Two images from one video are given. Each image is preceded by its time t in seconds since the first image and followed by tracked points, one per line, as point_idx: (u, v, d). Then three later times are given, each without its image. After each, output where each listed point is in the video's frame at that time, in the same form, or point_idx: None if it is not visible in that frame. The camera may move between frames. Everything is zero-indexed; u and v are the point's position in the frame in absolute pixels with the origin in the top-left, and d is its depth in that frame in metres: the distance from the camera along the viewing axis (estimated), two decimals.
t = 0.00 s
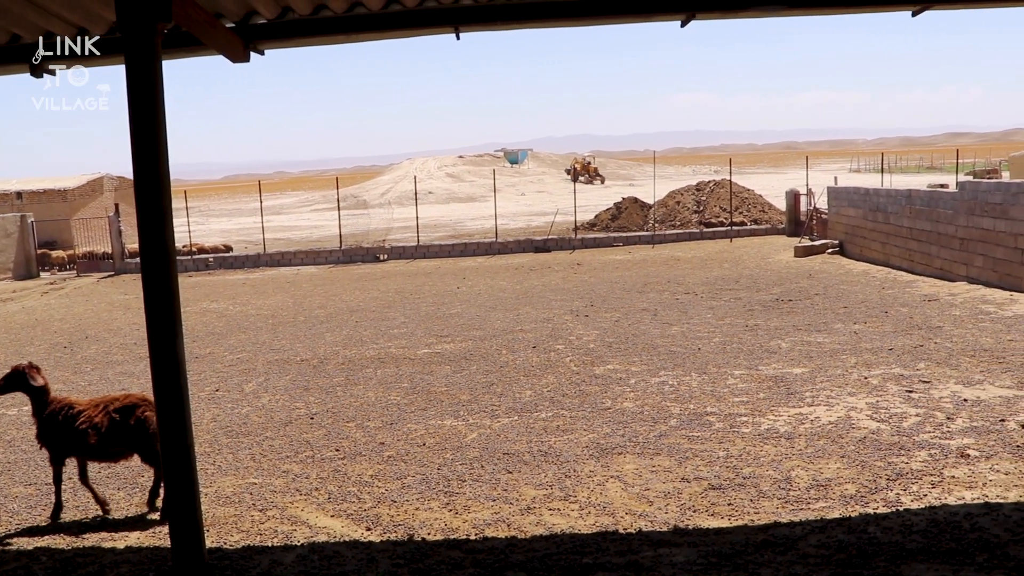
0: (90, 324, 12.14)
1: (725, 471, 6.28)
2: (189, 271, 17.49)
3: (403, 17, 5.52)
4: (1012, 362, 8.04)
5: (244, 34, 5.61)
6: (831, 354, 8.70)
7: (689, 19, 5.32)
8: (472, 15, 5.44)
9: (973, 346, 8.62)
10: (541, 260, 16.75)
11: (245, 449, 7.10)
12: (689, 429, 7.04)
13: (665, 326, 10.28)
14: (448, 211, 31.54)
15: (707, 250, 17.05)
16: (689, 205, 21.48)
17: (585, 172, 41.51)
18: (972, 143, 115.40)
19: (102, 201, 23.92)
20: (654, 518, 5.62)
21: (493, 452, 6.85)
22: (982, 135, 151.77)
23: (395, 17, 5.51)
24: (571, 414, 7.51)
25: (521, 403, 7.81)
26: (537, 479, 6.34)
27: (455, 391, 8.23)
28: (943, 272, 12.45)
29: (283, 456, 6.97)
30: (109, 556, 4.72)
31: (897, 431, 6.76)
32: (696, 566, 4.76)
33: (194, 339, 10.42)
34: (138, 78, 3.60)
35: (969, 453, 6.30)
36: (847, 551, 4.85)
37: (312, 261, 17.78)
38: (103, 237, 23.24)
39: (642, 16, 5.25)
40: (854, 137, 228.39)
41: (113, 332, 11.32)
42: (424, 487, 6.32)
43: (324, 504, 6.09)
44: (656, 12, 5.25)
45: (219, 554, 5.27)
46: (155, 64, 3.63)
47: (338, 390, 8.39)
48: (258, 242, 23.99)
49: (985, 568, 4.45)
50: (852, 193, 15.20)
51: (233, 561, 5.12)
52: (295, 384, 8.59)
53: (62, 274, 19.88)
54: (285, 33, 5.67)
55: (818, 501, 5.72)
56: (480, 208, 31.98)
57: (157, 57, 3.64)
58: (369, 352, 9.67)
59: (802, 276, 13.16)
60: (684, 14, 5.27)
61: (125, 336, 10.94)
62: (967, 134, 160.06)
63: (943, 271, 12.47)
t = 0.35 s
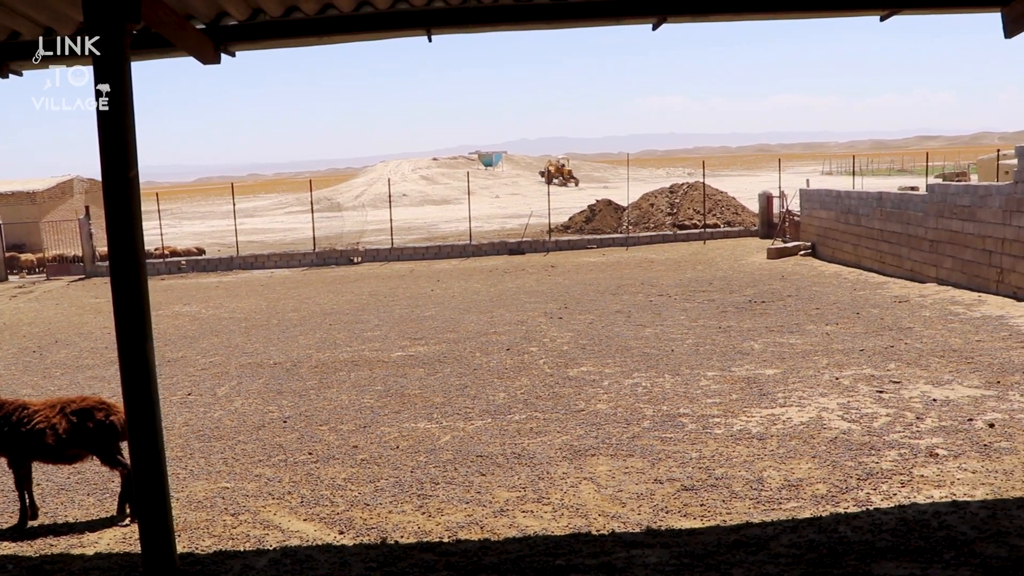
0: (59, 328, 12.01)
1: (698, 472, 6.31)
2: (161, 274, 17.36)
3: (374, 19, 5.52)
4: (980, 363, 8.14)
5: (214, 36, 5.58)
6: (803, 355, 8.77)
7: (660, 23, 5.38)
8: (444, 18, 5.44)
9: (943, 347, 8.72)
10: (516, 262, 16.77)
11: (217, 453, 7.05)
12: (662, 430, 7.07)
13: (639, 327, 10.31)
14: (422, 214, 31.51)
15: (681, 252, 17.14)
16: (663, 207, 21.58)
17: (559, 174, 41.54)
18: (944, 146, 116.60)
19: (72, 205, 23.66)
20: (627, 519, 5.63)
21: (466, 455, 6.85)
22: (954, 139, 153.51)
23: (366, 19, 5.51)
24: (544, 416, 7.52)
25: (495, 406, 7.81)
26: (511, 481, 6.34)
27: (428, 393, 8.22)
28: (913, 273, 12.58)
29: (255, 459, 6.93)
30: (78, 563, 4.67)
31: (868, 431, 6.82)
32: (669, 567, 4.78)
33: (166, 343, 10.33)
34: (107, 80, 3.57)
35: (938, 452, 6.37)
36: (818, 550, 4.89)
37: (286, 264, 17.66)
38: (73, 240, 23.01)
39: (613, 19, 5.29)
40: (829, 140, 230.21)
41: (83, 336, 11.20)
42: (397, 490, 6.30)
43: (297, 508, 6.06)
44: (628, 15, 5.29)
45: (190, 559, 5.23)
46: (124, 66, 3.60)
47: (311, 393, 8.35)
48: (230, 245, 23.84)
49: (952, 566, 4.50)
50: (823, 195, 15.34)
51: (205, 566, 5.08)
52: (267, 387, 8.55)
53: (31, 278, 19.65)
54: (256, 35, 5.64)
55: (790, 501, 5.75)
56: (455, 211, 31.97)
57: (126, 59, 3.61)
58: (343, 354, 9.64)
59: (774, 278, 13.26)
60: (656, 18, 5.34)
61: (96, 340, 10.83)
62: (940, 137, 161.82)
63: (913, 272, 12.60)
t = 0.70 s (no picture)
0: (29, 332, 11.88)
1: (671, 471, 6.33)
2: (133, 277, 17.22)
3: (346, 19, 5.51)
4: (950, 361, 8.23)
5: (185, 36, 5.53)
6: (776, 354, 8.82)
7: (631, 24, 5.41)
8: (416, 18, 5.45)
9: (913, 345, 8.81)
10: (490, 263, 16.78)
11: (190, 456, 7.00)
12: (635, 430, 7.09)
13: (614, 328, 10.34)
14: (397, 215, 31.44)
15: (655, 253, 17.20)
16: (637, 208, 21.65)
17: (533, 176, 41.55)
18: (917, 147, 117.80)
19: (42, 206, 23.40)
20: (601, 519, 5.64)
21: (441, 456, 6.83)
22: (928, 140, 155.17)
23: (338, 20, 5.50)
24: (518, 417, 7.52)
25: (470, 406, 7.81)
26: (485, 482, 6.34)
27: (402, 395, 8.20)
28: (885, 273, 12.71)
29: (228, 463, 6.88)
30: (47, 569, 4.62)
31: (840, 430, 6.87)
32: (643, 566, 4.80)
33: (138, 346, 10.25)
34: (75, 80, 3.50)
35: (909, 450, 6.42)
36: (791, 548, 4.92)
37: (260, 266, 17.55)
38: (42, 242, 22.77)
39: (585, 20, 5.32)
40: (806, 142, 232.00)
41: (53, 339, 11.09)
42: (371, 491, 6.28)
43: (270, 511, 6.03)
44: (600, 16, 5.32)
45: (163, 564, 5.19)
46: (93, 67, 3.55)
47: (285, 395, 8.31)
48: (203, 247, 23.69)
49: (922, 562, 4.54)
50: (796, 196, 15.44)
51: (177, 571, 5.04)
52: (241, 390, 8.49)
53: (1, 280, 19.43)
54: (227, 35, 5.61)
55: (763, 500, 5.79)
56: (429, 213, 31.92)
57: (95, 60, 3.56)
58: (316, 356, 9.60)
59: (748, 278, 13.34)
60: (627, 19, 5.37)
61: (66, 343, 10.72)
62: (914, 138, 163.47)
63: (885, 272, 12.72)
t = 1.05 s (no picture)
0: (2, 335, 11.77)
1: (648, 471, 6.35)
2: (108, 279, 17.09)
3: (320, 19, 5.48)
4: (924, 358, 8.30)
5: (157, 36, 5.47)
6: (752, 353, 8.87)
7: (606, 23, 5.41)
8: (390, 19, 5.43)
9: (888, 343, 8.88)
10: (468, 263, 16.78)
11: (165, 459, 6.95)
12: (612, 430, 7.11)
13: (590, 327, 10.36)
14: (374, 216, 31.37)
15: (631, 252, 17.24)
16: (614, 208, 21.70)
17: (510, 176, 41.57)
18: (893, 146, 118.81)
19: (14, 208, 23.20)
20: (578, 519, 5.65)
21: (417, 457, 6.82)
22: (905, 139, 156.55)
23: (313, 20, 5.47)
24: (495, 417, 7.52)
25: (447, 407, 7.81)
26: (462, 482, 6.33)
27: (379, 396, 8.18)
28: (860, 271, 12.80)
29: (204, 466, 6.84)
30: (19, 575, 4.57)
31: (815, 428, 6.91)
32: (619, 565, 4.81)
33: (112, 349, 10.17)
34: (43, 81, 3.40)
35: (883, 447, 6.47)
36: (766, 546, 4.94)
37: (236, 267, 17.47)
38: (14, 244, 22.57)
39: (559, 20, 5.32)
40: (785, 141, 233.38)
41: (26, 342, 10.99)
42: (347, 493, 6.26)
43: (246, 513, 5.99)
44: (574, 16, 5.31)
45: (137, 569, 5.15)
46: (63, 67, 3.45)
47: (261, 397, 8.27)
48: (179, 248, 23.55)
49: (896, 559, 4.57)
50: (772, 195, 15.53)
51: None
52: (217, 392, 8.45)
53: None
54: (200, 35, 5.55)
55: (739, 498, 5.81)
56: (406, 213, 31.89)
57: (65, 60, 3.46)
58: (293, 358, 9.56)
59: (725, 277, 13.40)
60: (602, 19, 5.38)
61: (39, 346, 10.63)
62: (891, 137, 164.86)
63: (860, 270, 12.81)
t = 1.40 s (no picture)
0: None
1: (625, 471, 6.36)
2: (83, 281, 16.94)
3: (294, 20, 5.45)
4: (898, 357, 8.37)
5: (129, 36, 5.42)
6: (728, 352, 8.92)
7: (581, 24, 5.42)
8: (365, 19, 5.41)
9: (863, 342, 8.95)
10: (445, 264, 16.76)
11: (140, 463, 6.90)
12: (589, 430, 7.12)
13: (567, 328, 10.38)
14: (351, 217, 31.26)
15: (609, 253, 17.28)
16: (591, 208, 21.74)
17: (488, 176, 41.60)
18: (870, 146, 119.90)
19: None
20: (554, 519, 5.65)
21: (394, 459, 6.81)
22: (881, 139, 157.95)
23: (287, 20, 5.44)
24: (472, 418, 7.52)
25: (424, 408, 7.80)
26: (439, 484, 6.32)
27: (356, 398, 8.16)
28: (836, 270, 12.89)
29: (180, 469, 6.79)
30: None
31: (791, 427, 6.95)
32: (596, 565, 4.81)
33: (87, 352, 10.08)
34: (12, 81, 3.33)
35: (858, 445, 6.52)
36: (742, 545, 4.96)
37: (213, 269, 17.37)
38: None
39: (534, 22, 5.31)
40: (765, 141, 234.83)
41: None
42: (324, 496, 6.23)
43: (221, 517, 5.96)
44: (548, 17, 5.31)
45: (111, 574, 5.10)
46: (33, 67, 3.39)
47: (238, 399, 8.23)
48: (154, 250, 23.36)
49: (871, 556, 4.60)
50: (748, 195, 15.61)
51: None
52: (193, 395, 8.39)
53: None
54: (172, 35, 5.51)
55: (715, 497, 5.84)
56: (384, 214, 31.82)
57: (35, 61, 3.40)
58: (269, 360, 9.52)
59: (702, 277, 13.46)
60: (576, 20, 5.38)
61: (12, 350, 10.51)
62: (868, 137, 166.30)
63: (836, 270, 12.90)
